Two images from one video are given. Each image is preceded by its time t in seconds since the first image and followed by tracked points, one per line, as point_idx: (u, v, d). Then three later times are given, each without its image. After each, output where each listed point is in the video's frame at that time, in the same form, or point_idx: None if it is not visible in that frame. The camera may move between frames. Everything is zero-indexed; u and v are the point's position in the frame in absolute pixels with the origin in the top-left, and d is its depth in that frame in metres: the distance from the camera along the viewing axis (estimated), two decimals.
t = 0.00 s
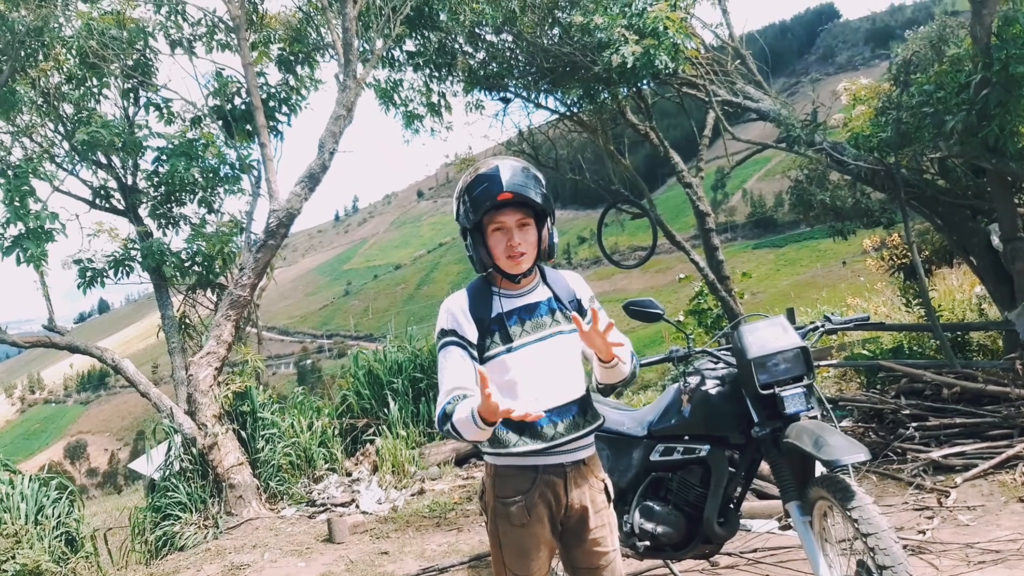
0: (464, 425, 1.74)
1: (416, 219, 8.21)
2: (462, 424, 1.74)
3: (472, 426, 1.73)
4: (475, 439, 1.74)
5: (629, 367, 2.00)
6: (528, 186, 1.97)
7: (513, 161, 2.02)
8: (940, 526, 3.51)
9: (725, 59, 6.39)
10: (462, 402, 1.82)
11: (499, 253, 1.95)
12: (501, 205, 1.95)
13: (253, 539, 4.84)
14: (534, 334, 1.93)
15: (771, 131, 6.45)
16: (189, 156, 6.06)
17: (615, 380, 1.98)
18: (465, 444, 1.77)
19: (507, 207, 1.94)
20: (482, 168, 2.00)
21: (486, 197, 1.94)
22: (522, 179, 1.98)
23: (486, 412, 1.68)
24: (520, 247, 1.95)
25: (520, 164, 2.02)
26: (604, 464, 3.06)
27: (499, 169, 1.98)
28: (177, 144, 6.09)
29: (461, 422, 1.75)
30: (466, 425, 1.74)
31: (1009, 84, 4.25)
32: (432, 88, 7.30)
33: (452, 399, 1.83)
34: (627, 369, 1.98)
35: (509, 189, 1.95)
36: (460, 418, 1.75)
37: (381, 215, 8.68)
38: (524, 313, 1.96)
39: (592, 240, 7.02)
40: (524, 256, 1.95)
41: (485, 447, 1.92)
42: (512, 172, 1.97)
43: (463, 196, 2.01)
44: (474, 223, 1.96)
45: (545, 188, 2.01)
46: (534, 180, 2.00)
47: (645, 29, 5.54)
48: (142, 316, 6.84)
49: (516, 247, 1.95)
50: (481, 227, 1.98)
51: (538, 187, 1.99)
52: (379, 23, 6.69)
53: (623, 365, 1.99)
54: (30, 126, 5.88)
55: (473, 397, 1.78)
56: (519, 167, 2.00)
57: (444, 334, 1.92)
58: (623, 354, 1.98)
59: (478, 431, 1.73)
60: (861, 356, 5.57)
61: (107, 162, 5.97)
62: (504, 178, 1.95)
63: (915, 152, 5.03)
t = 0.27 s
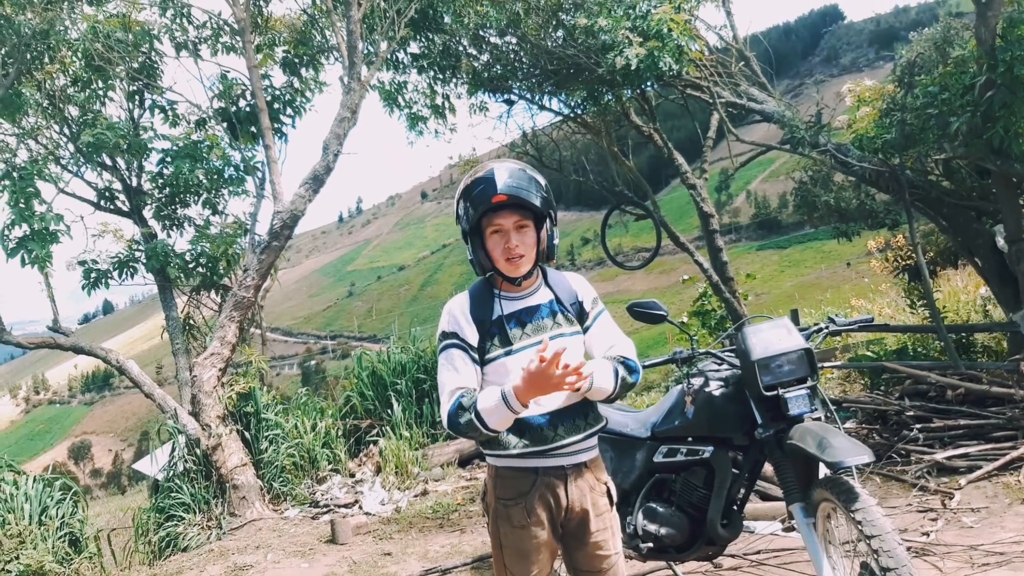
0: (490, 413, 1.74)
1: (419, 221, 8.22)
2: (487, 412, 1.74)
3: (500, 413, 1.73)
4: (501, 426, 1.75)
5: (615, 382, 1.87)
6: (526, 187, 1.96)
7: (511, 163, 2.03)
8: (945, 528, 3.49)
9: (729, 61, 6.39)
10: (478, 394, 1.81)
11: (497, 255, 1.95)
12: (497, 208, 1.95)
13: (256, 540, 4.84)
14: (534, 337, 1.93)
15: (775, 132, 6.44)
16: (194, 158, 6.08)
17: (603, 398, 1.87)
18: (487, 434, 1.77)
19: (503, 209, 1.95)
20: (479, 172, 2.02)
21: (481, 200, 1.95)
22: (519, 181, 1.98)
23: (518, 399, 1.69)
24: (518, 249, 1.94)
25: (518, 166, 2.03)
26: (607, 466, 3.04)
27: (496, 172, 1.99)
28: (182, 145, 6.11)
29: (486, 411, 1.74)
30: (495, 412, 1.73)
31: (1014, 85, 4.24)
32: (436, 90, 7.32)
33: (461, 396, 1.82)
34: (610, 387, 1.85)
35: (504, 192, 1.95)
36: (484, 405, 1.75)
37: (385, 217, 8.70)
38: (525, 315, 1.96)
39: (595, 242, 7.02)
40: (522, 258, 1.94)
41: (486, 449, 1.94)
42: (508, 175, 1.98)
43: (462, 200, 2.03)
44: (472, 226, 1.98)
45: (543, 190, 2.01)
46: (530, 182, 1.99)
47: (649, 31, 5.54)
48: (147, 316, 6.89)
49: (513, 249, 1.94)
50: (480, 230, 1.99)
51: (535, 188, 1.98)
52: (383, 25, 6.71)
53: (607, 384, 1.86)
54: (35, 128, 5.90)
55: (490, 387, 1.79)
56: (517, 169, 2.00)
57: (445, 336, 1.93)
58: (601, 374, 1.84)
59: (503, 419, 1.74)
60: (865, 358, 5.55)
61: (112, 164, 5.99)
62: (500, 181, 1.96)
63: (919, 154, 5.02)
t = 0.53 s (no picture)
0: (487, 415, 1.74)
1: (422, 221, 8.23)
2: (485, 414, 1.74)
3: (498, 416, 1.73)
4: (499, 429, 1.76)
5: (613, 385, 1.86)
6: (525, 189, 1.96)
7: (511, 164, 2.02)
8: (948, 530, 3.48)
9: (732, 61, 6.39)
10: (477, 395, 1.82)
11: (497, 257, 1.95)
12: (496, 210, 1.95)
13: (259, 541, 4.85)
14: (534, 339, 1.93)
15: (778, 133, 6.44)
16: (197, 159, 6.09)
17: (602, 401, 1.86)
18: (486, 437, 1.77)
19: (502, 212, 1.94)
20: (478, 173, 2.01)
21: (480, 202, 1.95)
22: (519, 182, 1.97)
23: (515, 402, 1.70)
24: (517, 251, 1.94)
25: (517, 167, 2.01)
26: (609, 467, 3.03)
27: (494, 173, 1.98)
28: (185, 146, 6.12)
29: (485, 413, 1.75)
30: (492, 415, 1.74)
31: (1017, 85, 4.22)
32: (439, 91, 7.32)
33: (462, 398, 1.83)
34: (608, 390, 1.85)
35: (502, 194, 1.94)
36: (483, 407, 1.75)
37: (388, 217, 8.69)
38: (527, 317, 1.96)
39: (598, 243, 7.02)
40: (521, 260, 1.94)
41: (487, 450, 1.94)
42: (507, 176, 1.97)
43: (463, 200, 2.03)
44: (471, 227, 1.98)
45: (542, 191, 2.00)
46: (529, 184, 1.98)
47: (652, 31, 5.54)
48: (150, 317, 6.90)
49: (512, 251, 1.94)
50: (480, 231, 1.99)
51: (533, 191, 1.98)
52: (386, 26, 6.73)
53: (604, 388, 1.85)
54: (39, 129, 5.92)
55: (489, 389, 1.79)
56: (517, 170, 1.99)
57: (447, 337, 1.94)
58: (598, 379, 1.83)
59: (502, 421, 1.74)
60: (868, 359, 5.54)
61: (115, 165, 6.00)
62: (499, 183, 1.95)
63: (923, 154, 5.01)
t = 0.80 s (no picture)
0: (477, 413, 1.75)
1: (423, 221, 8.22)
2: (475, 413, 1.75)
3: (487, 415, 1.74)
4: (489, 427, 1.76)
5: (614, 388, 1.85)
6: (513, 195, 1.92)
7: (507, 168, 1.99)
8: (950, 530, 3.48)
9: (733, 61, 6.38)
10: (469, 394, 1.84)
11: (489, 262, 1.95)
12: (486, 215, 1.94)
13: (259, 541, 4.84)
14: (530, 338, 1.94)
15: (779, 132, 6.43)
16: (198, 158, 6.09)
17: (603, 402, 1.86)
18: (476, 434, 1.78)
19: (491, 218, 1.93)
20: (472, 178, 2.00)
21: (470, 208, 1.95)
22: (509, 187, 1.94)
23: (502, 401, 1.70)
24: (508, 256, 1.93)
25: (511, 171, 1.98)
26: (611, 467, 3.03)
27: (486, 178, 1.96)
28: (186, 146, 6.11)
29: (474, 411, 1.75)
30: (481, 413, 1.74)
31: (1019, 84, 4.21)
32: (440, 90, 7.31)
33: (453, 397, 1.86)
34: (609, 392, 1.84)
35: (492, 199, 1.93)
36: (472, 406, 1.76)
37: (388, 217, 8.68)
38: (525, 316, 1.96)
39: (599, 242, 7.01)
40: (513, 265, 1.93)
41: (484, 447, 1.96)
42: (498, 181, 1.95)
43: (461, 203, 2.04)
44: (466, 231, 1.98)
45: (535, 196, 1.96)
46: (522, 188, 1.94)
47: (653, 31, 5.54)
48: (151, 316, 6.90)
49: (503, 256, 1.93)
50: (474, 234, 1.99)
51: (524, 196, 1.94)
52: (387, 25, 6.72)
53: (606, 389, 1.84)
54: (39, 128, 5.92)
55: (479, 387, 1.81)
56: (509, 175, 1.97)
57: (445, 335, 1.98)
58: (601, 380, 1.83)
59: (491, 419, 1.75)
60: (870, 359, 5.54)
61: (116, 164, 6.00)
62: (488, 189, 1.94)
63: (924, 154, 5.00)
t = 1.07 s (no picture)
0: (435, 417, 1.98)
1: (423, 221, 8.22)
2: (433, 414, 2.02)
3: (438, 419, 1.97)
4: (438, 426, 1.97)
5: (653, 368, 1.95)
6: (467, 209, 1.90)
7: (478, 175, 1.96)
8: (951, 529, 3.48)
9: (733, 59, 6.37)
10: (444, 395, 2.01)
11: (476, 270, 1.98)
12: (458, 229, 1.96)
13: (261, 541, 4.85)
14: (520, 338, 1.94)
15: (779, 131, 6.43)
16: (198, 158, 6.09)
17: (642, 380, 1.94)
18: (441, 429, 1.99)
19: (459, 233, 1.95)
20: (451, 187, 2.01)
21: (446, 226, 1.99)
22: (469, 200, 1.91)
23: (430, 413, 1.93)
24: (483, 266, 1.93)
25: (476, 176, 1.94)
26: (611, 467, 3.03)
27: (456, 189, 1.96)
28: (186, 146, 6.11)
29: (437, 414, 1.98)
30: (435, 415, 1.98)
31: (1020, 83, 4.21)
32: (440, 90, 7.30)
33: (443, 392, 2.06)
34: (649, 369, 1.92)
35: (452, 216, 1.93)
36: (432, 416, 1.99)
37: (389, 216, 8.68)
38: (519, 316, 1.97)
39: (599, 241, 7.01)
40: (490, 273, 1.94)
41: (478, 442, 2.01)
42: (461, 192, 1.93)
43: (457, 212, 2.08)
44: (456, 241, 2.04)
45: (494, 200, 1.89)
46: (480, 197, 1.90)
47: (653, 30, 5.53)
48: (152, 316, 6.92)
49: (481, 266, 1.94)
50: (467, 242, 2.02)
51: (482, 206, 1.89)
52: (387, 24, 6.72)
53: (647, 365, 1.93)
54: (39, 129, 5.92)
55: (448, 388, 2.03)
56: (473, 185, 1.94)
57: (450, 332, 2.11)
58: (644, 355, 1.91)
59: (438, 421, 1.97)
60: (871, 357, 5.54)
61: (116, 164, 5.99)
62: (450, 206, 1.94)
63: (925, 153, 4.99)
